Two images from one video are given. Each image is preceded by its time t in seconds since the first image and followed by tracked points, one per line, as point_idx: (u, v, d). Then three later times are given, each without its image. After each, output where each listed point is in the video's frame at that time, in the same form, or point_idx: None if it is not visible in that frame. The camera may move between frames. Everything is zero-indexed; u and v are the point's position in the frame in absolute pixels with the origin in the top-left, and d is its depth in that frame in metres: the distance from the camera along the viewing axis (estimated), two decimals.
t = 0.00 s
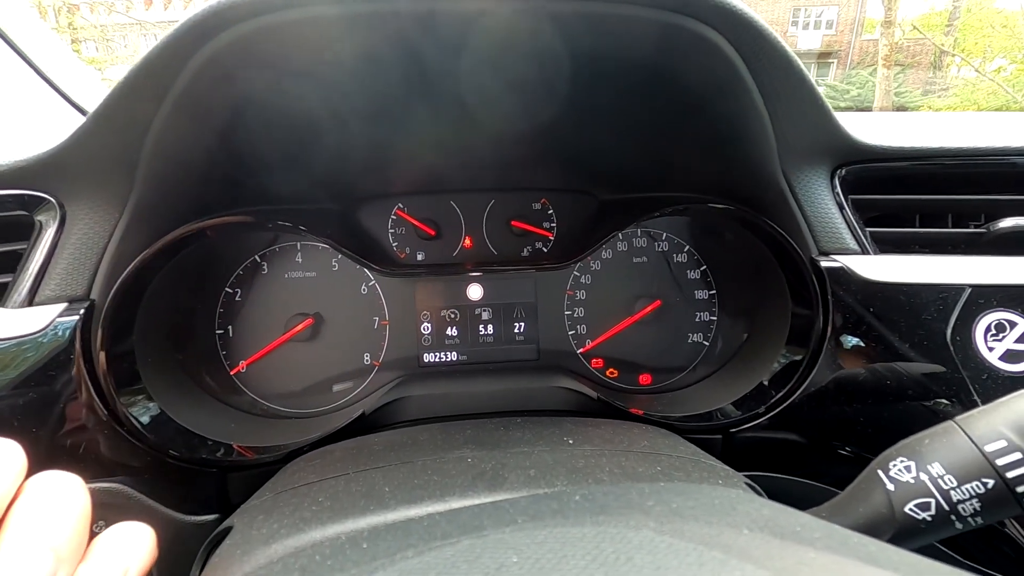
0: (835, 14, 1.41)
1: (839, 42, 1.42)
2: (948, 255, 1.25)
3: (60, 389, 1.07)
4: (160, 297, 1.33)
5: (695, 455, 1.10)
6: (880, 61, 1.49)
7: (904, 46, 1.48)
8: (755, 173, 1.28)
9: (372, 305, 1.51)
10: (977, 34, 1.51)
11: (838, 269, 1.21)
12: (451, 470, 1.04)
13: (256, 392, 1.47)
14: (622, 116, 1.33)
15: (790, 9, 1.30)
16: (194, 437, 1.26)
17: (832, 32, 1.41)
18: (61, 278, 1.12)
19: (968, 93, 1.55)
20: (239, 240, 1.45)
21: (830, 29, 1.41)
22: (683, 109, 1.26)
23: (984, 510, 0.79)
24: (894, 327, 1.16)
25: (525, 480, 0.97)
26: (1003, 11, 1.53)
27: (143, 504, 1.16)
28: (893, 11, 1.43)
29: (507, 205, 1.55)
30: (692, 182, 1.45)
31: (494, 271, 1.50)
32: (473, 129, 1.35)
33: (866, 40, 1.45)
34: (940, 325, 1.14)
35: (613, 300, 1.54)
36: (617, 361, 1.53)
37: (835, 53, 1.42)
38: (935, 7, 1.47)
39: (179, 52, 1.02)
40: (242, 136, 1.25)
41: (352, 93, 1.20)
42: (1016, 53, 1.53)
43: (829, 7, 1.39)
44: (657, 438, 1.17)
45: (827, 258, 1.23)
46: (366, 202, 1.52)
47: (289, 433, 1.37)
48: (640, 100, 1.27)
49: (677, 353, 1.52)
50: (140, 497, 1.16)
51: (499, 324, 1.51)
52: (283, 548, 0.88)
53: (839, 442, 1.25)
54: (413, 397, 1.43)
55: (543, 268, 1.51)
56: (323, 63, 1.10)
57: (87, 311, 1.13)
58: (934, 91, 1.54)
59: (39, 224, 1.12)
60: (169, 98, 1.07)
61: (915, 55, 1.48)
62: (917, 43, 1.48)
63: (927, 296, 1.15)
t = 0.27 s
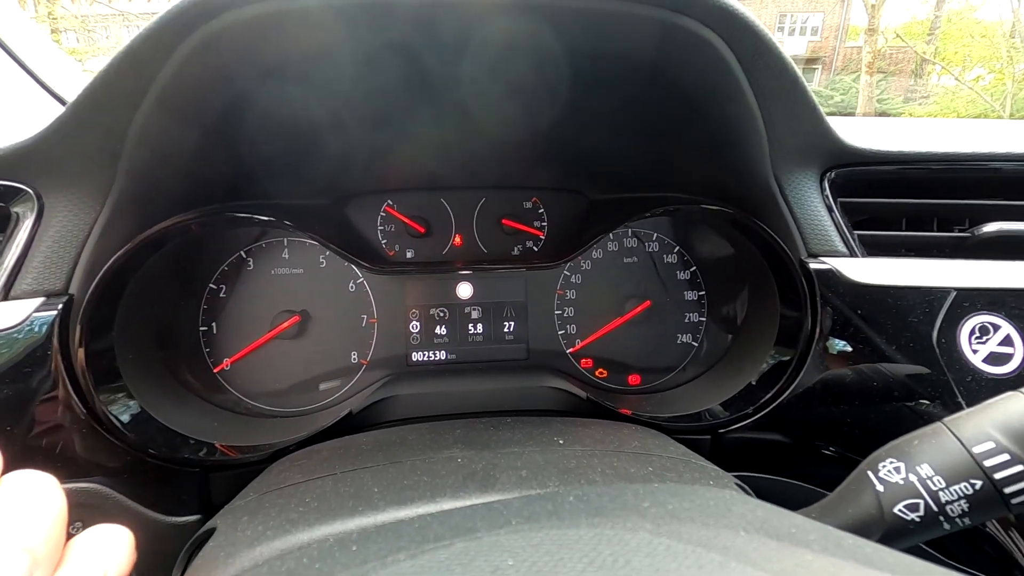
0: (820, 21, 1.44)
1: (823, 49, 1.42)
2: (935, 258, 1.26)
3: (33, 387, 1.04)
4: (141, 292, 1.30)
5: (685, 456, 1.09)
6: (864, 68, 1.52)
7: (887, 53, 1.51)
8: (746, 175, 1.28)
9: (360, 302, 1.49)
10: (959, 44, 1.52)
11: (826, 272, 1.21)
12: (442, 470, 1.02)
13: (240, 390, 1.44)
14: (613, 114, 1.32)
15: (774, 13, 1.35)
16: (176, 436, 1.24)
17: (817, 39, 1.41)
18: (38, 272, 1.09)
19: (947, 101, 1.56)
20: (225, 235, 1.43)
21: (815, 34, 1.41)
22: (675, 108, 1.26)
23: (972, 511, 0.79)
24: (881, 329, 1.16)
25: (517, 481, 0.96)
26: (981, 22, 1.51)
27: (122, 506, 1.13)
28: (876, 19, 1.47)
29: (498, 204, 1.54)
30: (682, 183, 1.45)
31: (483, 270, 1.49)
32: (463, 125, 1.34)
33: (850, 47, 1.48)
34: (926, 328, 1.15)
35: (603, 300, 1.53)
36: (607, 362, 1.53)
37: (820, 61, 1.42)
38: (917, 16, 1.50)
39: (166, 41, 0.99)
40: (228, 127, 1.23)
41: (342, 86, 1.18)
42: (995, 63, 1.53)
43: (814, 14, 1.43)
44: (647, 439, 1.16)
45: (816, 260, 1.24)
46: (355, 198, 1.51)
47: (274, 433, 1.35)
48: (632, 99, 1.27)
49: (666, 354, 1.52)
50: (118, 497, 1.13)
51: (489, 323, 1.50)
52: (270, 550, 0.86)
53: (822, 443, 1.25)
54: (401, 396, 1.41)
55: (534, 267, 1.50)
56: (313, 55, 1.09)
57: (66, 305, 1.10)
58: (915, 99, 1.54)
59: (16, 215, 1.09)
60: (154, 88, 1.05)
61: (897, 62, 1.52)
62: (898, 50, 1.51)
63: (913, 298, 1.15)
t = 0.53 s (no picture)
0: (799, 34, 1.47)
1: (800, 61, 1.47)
2: (910, 266, 1.28)
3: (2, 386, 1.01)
4: (115, 291, 1.27)
5: (668, 459, 1.09)
6: (840, 80, 1.52)
7: (861, 67, 1.53)
8: (729, 181, 1.30)
9: (342, 304, 1.47)
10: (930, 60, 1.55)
11: (806, 278, 1.23)
12: (425, 473, 1.01)
13: (218, 392, 1.42)
14: (597, 118, 1.33)
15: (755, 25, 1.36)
16: (150, 438, 1.21)
17: (794, 51, 1.47)
18: (8, 268, 1.06)
19: (919, 117, 1.58)
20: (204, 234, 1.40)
21: (793, 47, 1.47)
22: (659, 113, 1.27)
23: (946, 513, 0.80)
24: (858, 335, 1.18)
25: (502, 483, 0.96)
26: (952, 39, 1.55)
27: (93, 511, 1.10)
28: (853, 35, 1.49)
29: (484, 206, 1.53)
30: (665, 188, 1.47)
31: (468, 273, 1.49)
32: (447, 126, 1.33)
33: (827, 61, 1.51)
34: (902, 334, 1.17)
35: (587, 304, 1.54)
36: (590, 365, 1.53)
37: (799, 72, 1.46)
38: (891, 32, 1.53)
39: (149, 32, 0.97)
40: (209, 123, 1.21)
41: (325, 84, 1.17)
42: (965, 79, 1.57)
43: (793, 27, 1.47)
44: (630, 442, 1.16)
45: (796, 267, 1.25)
46: (338, 198, 1.49)
47: (252, 435, 1.33)
48: (617, 103, 1.27)
49: (649, 358, 1.53)
50: (90, 502, 1.10)
51: (473, 326, 1.49)
52: (249, 555, 0.84)
53: (799, 446, 1.26)
54: (383, 398, 1.40)
55: (518, 270, 1.51)
56: (297, 53, 1.07)
57: (36, 304, 1.07)
58: (889, 111, 1.56)
59: None
60: (134, 82, 1.03)
61: (871, 76, 1.53)
62: (872, 65, 1.53)
63: (889, 305, 1.17)
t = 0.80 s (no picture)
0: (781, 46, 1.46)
1: (783, 72, 1.46)
2: (891, 275, 1.30)
3: None
4: (98, 292, 1.26)
5: (656, 464, 1.10)
6: (821, 92, 1.54)
7: (843, 79, 1.57)
8: (715, 188, 1.31)
9: (329, 307, 1.46)
10: (908, 74, 1.58)
11: (790, 284, 1.24)
12: (414, 478, 1.01)
13: (203, 396, 1.41)
14: (586, 124, 1.34)
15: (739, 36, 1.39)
16: (132, 443, 1.19)
17: (778, 62, 1.45)
18: None
19: (897, 130, 1.60)
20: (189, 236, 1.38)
21: (777, 58, 1.44)
22: (647, 121, 1.28)
23: (926, 516, 0.81)
24: (841, 341, 1.19)
25: (492, 487, 0.96)
26: (930, 54, 1.58)
27: (72, 518, 1.08)
28: (834, 48, 1.54)
29: (473, 211, 1.54)
30: (652, 196, 1.48)
31: (457, 277, 1.49)
32: (437, 130, 1.33)
33: (808, 72, 1.51)
34: (884, 340, 1.18)
35: (575, 309, 1.54)
36: (578, 370, 1.53)
37: (783, 83, 1.45)
38: (872, 45, 1.57)
39: (139, 31, 0.96)
40: (196, 124, 1.20)
41: (314, 85, 1.16)
42: (943, 93, 1.59)
43: (776, 38, 1.45)
44: (618, 446, 1.17)
45: (781, 274, 1.27)
46: (326, 200, 1.48)
47: (238, 439, 1.31)
48: (606, 110, 1.28)
49: (636, 363, 1.54)
50: (69, 508, 1.08)
51: (461, 330, 1.49)
52: (235, 561, 0.83)
53: (782, 450, 1.28)
54: (369, 403, 1.39)
55: (509, 274, 1.51)
56: (287, 54, 1.07)
57: (15, 305, 1.05)
58: (869, 123, 1.59)
59: None
60: (121, 82, 1.02)
61: (852, 88, 1.58)
62: (853, 77, 1.57)
63: (872, 312, 1.19)
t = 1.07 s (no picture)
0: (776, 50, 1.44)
1: (777, 76, 1.45)
2: (884, 278, 1.31)
3: None
4: (90, 293, 1.25)
5: (650, 465, 1.10)
6: (815, 95, 1.53)
7: (836, 83, 1.57)
8: (709, 191, 1.32)
9: (324, 309, 1.46)
10: (900, 80, 1.62)
11: (784, 288, 1.25)
12: (409, 479, 1.01)
13: (196, 397, 1.40)
14: (581, 127, 1.34)
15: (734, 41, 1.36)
16: (124, 444, 1.19)
17: (772, 67, 1.43)
18: None
19: (890, 135, 1.60)
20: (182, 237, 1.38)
21: (771, 63, 1.42)
22: (643, 123, 1.29)
23: (919, 517, 0.82)
24: (834, 344, 1.20)
25: (487, 489, 0.96)
26: (922, 59, 1.63)
27: (63, 521, 1.07)
28: (828, 52, 1.56)
29: (469, 213, 1.54)
30: (647, 199, 1.49)
31: (452, 278, 1.49)
32: (432, 132, 1.34)
33: (803, 76, 1.50)
34: (877, 343, 1.19)
35: (570, 311, 1.55)
36: (573, 372, 1.54)
37: (777, 88, 1.43)
38: (864, 50, 1.63)
39: (134, 31, 0.96)
40: (190, 125, 1.20)
41: (309, 86, 1.16)
42: (934, 99, 1.60)
43: (771, 43, 1.43)
44: (613, 448, 1.17)
45: (774, 277, 1.28)
46: (321, 202, 1.48)
47: (231, 441, 1.31)
48: (601, 112, 1.29)
49: (630, 365, 1.54)
50: (61, 510, 1.08)
51: (456, 332, 1.49)
52: (228, 563, 0.83)
53: (776, 452, 1.30)
54: (364, 404, 1.39)
55: (505, 276, 1.51)
56: (282, 55, 1.07)
57: (6, 306, 1.05)
58: (861, 127, 1.59)
59: None
60: (115, 82, 1.01)
61: (846, 93, 1.59)
62: (847, 81, 1.59)
63: (865, 315, 1.19)
